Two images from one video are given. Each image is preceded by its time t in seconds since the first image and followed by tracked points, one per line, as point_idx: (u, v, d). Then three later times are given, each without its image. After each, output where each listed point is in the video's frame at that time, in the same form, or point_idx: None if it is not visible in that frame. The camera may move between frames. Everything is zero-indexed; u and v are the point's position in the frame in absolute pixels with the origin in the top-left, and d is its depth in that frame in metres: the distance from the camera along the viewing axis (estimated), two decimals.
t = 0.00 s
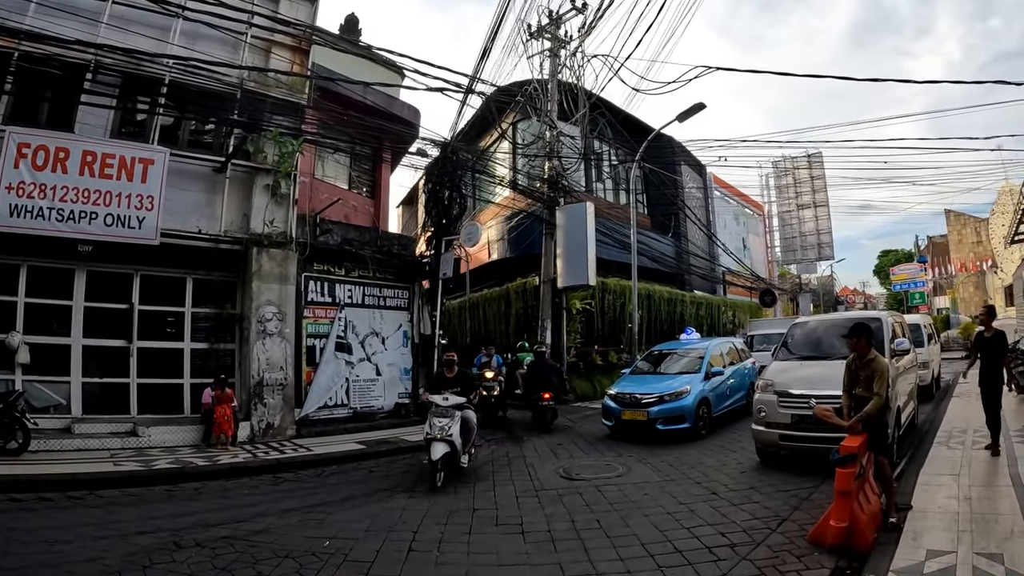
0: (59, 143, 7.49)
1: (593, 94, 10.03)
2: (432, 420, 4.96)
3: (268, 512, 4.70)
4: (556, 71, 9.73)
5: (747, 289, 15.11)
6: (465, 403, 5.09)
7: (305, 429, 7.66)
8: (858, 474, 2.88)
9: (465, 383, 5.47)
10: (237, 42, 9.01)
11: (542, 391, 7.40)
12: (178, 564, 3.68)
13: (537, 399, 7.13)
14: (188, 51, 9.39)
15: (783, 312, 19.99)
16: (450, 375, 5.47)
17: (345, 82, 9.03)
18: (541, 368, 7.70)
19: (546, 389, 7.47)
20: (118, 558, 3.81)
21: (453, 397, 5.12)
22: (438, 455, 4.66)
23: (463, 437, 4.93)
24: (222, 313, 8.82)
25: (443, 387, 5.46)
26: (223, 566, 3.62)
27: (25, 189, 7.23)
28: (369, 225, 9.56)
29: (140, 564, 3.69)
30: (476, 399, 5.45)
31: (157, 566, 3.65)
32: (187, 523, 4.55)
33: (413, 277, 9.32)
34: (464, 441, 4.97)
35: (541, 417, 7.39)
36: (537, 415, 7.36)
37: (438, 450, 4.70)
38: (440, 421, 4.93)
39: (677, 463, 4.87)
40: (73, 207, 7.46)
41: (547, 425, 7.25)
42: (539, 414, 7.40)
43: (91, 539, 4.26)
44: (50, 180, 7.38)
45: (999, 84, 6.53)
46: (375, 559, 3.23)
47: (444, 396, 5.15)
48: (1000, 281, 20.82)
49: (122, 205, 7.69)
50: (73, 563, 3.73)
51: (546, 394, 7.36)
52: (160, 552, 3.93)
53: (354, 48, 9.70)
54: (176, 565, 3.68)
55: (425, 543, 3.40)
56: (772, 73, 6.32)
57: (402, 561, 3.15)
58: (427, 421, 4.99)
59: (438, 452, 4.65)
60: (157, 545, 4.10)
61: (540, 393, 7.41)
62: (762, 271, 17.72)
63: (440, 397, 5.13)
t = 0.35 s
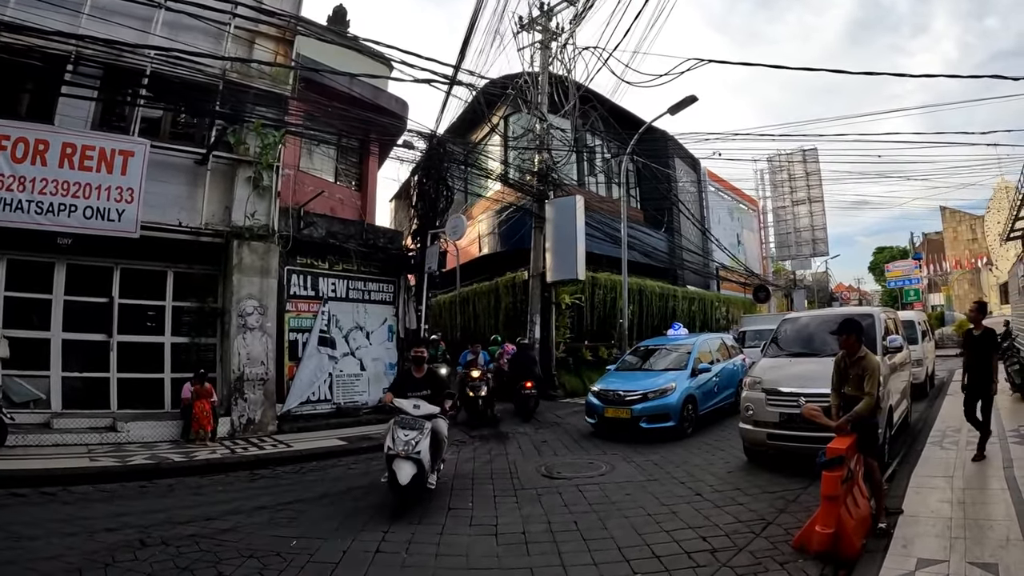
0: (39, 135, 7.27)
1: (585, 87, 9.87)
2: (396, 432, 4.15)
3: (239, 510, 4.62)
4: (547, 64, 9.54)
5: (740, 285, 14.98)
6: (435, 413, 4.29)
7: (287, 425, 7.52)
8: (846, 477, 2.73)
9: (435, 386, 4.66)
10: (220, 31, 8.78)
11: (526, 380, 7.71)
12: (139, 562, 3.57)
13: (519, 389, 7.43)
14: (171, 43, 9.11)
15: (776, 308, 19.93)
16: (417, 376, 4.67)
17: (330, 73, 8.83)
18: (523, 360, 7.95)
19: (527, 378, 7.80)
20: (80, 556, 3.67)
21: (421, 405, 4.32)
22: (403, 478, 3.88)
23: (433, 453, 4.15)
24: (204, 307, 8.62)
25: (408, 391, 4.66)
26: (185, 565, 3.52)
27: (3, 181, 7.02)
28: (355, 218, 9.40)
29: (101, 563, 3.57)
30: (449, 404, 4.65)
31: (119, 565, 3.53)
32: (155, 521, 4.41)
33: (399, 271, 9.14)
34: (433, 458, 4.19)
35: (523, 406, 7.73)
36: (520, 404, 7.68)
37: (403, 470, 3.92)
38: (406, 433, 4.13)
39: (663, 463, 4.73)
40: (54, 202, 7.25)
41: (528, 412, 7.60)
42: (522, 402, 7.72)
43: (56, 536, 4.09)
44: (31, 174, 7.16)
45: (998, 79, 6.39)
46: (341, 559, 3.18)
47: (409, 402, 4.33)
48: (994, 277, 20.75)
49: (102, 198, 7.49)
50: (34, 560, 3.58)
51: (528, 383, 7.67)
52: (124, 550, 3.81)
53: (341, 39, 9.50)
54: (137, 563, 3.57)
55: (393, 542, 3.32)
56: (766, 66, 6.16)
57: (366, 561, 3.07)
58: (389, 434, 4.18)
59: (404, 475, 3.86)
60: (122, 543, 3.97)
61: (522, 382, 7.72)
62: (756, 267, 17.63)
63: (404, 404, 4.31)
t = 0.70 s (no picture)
0: (22, 130, 7.12)
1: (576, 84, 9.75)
2: (374, 450, 3.39)
3: (207, 508, 4.57)
4: (538, 61, 9.40)
5: (735, 284, 14.86)
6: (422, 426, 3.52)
7: (268, 422, 7.46)
8: (825, 486, 2.62)
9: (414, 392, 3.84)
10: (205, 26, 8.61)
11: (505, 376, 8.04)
12: (99, 559, 3.50)
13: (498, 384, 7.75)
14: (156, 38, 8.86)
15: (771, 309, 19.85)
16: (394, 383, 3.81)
17: (315, 68, 8.70)
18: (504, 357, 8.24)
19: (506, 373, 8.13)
20: (43, 551, 3.58)
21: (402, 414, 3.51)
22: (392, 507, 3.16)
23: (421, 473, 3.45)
24: (186, 303, 8.47)
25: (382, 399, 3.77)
26: (145, 562, 3.48)
27: None
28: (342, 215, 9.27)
29: (62, 558, 3.49)
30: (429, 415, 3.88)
31: (80, 562, 3.45)
32: (123, 518, 4.31)
33: (384, 268, 9.01)
34: (419, 477, 3.49)
35: (503, 399, 8.09)
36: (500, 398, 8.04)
37: (390, 499, 3.19)
38: (387, 453, 3.37)
39: (644, 465, 4.61)
40: (35, 197, 7.07)
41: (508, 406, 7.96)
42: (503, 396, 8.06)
43: (19, 532, 3.96)
44: (13, 168, 7.01)
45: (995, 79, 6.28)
46: (301, 563, 3.27)
47: (390, 412, 3.53)
48: (990, 280, 20.70)
49: (83, 192, 7.30)
50: None
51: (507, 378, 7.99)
52: (86, 546, 3.72)
53: (328, 34, 9.36)
54: (98, 560, 3.50)
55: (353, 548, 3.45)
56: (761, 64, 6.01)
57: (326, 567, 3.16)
58: (365, 451, 3.41)
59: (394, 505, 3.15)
60: (84, 539, 3.88)
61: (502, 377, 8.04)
62: (752, 267, 17.52)
63: (383, 414, 3.51)
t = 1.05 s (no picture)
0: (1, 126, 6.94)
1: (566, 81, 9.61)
2: (371, 484, 2.67)
3: (177, 507, 4.42)
4: (527, 57, 9.28)
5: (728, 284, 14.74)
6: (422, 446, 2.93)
7: (248, 421, 7.34)
8: (803, 493, 2.48)
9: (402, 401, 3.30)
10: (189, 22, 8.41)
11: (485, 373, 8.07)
12: (62, 558, 3.36)
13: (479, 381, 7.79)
14: (139, 34, 8.62)
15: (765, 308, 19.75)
16: (380, 391, 3.24)
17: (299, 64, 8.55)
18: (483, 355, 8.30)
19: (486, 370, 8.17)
20: (4, 549, 3.44)
21: (399, 433, 2.84)
22: (409, 559, 2.46)
23: (429, 505, 2.80)
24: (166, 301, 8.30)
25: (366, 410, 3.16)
26: (107, 561, 3.34)
27: None
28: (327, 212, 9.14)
29: (23, 556, 3.36)
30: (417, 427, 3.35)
31: (40, 560, 3.32)
32: (90, 516, 4.16)
33: (369, 266, 8.87)
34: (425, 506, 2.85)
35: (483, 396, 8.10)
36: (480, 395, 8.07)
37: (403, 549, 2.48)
38: (388, 486, 2.69)
39: (625, 468, 4.49)
40: (12, 192, 6.86)
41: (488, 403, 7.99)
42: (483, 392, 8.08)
43: None
44: None
45: (987, 77, 6.20)
46: (261, 565, 3.19)
47: (384, 431, 2.86)
48: (985, 280, 20.65)
49: (64, 189, 7.10)
50: None
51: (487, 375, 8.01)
52: (50, 544, 3.58)
53: (314, 30, 9.22)
54: (59, 558, 3.36)
55: (318, 550, 3.39)
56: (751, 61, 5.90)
57: (287, 571, 3.11)
58: (358, 485, 2.68)
59: (412, 556, 2.45)
60: (48, 537, 3.73)
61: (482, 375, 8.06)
62: (745, 267, 17.43)
63: (377, 435, 2.79)
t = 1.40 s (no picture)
0: None
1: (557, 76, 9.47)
2: (391, 528, 2.20)
3: (151, 507, 4.29)
4: (518, 53, 9.16)
5: (722, 282, 14.65)
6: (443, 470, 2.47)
7: (232, 419, 7.22)
8: (788, 501, 2.36)
9: (410, 410, 2.71)
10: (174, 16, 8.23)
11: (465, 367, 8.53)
12: (27, 557, 3.24)
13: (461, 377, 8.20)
14: (123, 29, 8.42)
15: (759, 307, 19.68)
16: (384, 399, 2.65)
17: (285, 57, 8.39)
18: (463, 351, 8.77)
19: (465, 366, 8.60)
20: None
21: (411, 457, 2.41)
22: None
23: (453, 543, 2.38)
24: (150, 298, 8.15)
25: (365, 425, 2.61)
26: (73, 562, 3.22)
27: None
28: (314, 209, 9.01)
29: None
30: (429, 441, 2.75)
31: (3, 560, 3.19)
32: (60, 516, 4.03)
33: (356, 263, 8.74)
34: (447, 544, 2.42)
35: (460, 390, 8.51)
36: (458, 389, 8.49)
37: None
38: (413, 529, 2.23)
39: (610, 469, 4.39)
40: None
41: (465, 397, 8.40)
42: (461, 386, 8.49)
43: None
44: None
45: (985, 74, 6.07)
46: (228, 567, 3.09)
47: (395, 457, 2.38)
48: (980, 279, 20.61)
49: (46, 184, 6.94)
50: None
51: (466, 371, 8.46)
52: (15, 544, 3.45)
53: (301, 24, 9.08)
54: (24, 559, 3.24)
55: (289, 552, 3.29)
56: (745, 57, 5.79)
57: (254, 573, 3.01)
58: (374, 529, 2.21)
59: None
60: (15, 536, 3.60)
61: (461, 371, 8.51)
62: (740, 265, 17.35)
63: (387, 464, 2.33)
